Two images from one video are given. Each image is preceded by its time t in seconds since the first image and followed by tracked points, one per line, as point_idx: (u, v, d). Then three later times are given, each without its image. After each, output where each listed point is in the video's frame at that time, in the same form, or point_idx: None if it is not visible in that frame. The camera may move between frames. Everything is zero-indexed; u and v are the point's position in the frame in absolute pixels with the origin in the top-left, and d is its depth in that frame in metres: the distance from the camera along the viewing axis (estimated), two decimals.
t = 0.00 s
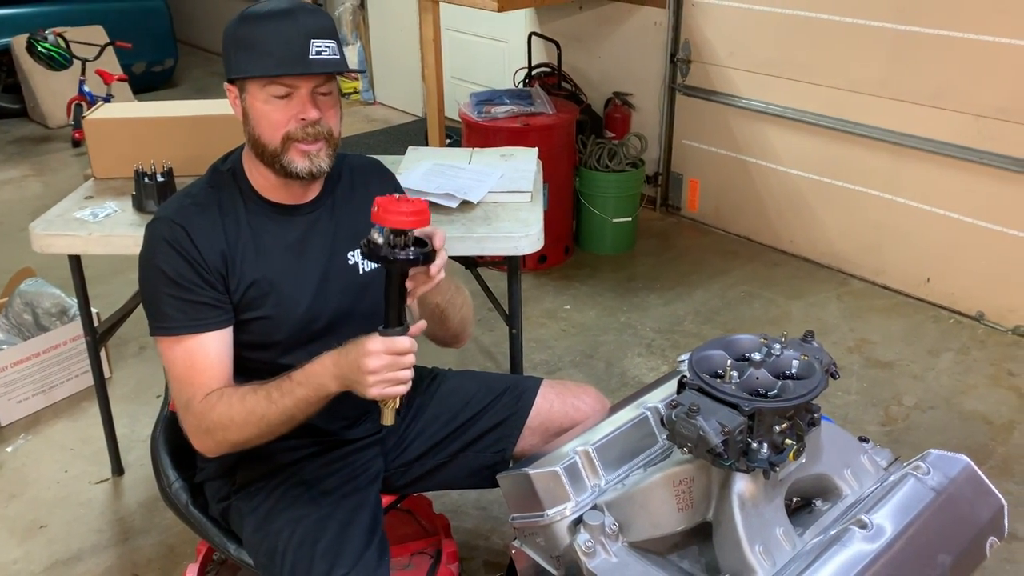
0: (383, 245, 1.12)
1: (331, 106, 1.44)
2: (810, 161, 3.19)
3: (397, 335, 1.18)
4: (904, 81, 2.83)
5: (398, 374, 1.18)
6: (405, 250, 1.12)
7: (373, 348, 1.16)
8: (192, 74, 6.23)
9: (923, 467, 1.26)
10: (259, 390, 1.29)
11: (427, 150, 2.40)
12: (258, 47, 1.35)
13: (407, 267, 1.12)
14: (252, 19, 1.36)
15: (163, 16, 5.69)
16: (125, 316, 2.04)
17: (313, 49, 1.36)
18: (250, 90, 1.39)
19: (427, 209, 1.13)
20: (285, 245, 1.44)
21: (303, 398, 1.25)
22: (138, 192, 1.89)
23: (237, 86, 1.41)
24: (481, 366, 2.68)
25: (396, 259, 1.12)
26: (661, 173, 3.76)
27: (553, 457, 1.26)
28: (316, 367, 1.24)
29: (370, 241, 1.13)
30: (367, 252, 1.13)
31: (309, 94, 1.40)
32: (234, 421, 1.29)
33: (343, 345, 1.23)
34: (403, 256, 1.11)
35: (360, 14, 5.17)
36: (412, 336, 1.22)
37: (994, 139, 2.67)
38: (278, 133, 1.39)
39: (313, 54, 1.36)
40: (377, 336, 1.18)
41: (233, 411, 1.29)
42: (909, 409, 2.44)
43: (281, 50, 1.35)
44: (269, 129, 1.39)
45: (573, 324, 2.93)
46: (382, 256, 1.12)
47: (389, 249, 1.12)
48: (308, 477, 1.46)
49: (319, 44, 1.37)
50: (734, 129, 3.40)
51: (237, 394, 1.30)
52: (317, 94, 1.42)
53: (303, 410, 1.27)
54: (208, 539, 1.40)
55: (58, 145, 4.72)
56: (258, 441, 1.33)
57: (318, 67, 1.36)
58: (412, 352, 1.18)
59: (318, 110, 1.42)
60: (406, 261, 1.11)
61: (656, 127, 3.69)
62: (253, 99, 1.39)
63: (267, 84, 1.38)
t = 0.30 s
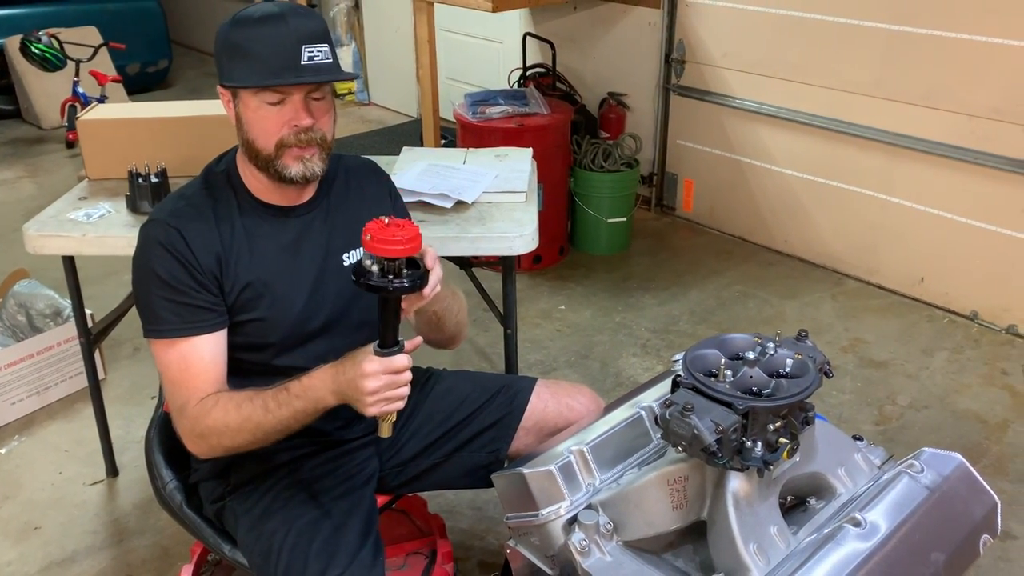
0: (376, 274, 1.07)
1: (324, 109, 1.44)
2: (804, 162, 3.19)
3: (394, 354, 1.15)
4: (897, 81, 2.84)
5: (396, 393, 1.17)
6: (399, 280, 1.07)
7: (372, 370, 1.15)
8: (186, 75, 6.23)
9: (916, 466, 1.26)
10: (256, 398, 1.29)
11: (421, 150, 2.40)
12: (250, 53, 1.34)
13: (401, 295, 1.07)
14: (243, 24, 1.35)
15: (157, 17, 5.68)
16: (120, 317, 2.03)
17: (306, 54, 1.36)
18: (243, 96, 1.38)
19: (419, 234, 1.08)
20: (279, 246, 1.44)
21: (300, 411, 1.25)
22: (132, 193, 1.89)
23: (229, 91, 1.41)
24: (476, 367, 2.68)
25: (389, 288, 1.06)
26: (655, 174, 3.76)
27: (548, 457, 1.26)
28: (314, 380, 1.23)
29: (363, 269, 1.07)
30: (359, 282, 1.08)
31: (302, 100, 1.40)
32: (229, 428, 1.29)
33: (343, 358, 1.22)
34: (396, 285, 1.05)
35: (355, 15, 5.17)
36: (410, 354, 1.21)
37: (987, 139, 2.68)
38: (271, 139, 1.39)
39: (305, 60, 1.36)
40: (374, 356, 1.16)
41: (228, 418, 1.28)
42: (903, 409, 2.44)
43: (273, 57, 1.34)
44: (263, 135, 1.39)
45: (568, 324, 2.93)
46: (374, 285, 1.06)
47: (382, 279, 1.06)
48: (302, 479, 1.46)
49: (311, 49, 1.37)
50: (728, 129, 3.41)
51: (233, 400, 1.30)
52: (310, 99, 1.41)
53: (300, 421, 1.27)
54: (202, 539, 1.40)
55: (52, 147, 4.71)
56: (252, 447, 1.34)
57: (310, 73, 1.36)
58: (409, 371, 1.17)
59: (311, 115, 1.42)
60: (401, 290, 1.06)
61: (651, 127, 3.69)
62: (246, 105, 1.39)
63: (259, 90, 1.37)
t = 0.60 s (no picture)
0: (374, 283, 1.05)
1: (316, 109, 1.44)
2: (801, 162, 3.20)
3: (388, 361, 1.14)
4: (894, 81, 2.84)
5: (390, 400, 1.16)
6: (397, 289, 1.05)
7: (365, 378, 1.14)
8: (184, 75, 6.22)
9: (913, 466, 1.26)
10: (251, 403, 1.29)
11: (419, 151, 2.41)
12: (238, 55, 1.35)
13: (400, 305, 1.05)
14: (232, 25, 1.35)
15: (155, 18, 5.68)
16: (117, 317, 2.03)
17: (294, 54, 1.36)
18: (234, 97, 1.39)
19: (418, 244, 1.06)
20: (277, 247, 1.44)
21: (295, 417, 1.25)
22: (129, 193, 1.89)
23: (222, 93, 1.41)
24: (474, 367, 2.68)
25: (387, 298, 1.04)
26: (653, 174, 3.77)
27: (545, 457, 1.26)
28: (310, 387, 1.23)
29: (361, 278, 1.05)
30: (357, 290, 1.06)
31: (292, 100, 1.40)
32: (224, 432, 1.29)
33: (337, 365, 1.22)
34: (396, 294, 1.04)
35: (353, 15, 5.18)
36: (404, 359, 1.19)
37: (984, 139, 2.69)
38: (262, 140, 1.39)
39: (293, 60, 1.36)
40: (367, 363, 1.15)
41: (223, 423, 1.28)
42: (901, 409, 2.45)
43: (260, 58, 1.35)
44: (254, 137, 1.39)
45: (566, 325, 2.93)
46: (371, 294, 1.04)
47: (380, 288, 1.04)
48: (299, 480, 1.46)
49: (300, 49, 1.37)
50: (725, 129, 3.41)
51: (229, 405, 1.30)
52: (300, 99, 1.41)
53: (295, 427, 1.27)
54: (200, 540, 1.40)
55: (50, 147, 4.70)
56: (248, 451, 1.34)
57: (298, 72, 1.36)
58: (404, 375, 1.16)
59: (301, 115, 1.41)
60: (399, 299, 1.04)
61: (649, 128, 3.70)
62: (237, 107, 1.39)
63: (249, 91, 1.38)
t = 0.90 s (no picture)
0: (360, 281, 1.05)
1: (313, 109, 1.44)
2: (799, 163, 3.20)
3: (380, 359, 1.13)
4: (893, 82, 2.84)
5: (385, 399, 1.16)
6: (384, 287, 1.05)
7: (359, 377, 1.14)
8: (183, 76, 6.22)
9: (912, 467, 1.26)
10: (246, 404, 1.29)
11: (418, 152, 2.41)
12: (235, 53, 1.35)
13: (388, 304, 1.05)
14: (229, 24, 1.36)
15: (153, 18, 5.67)
16: (116, 318, 2.03)
17: (292, 53, 1.36)
18: (231, 96, 1.39)
19: (403, 242, 1.07)
20: (276, 248, 1.44)
21: (289, 417, 1.25)
22: (128, 194, 1.89)
23: (219, 93, 1.41)
24: (473, 368, 2.69)
25: (375, 296, 1.04)
26: (652, 175, 3.77)
27: (544, 458, 1.26)
28: (303, 387, 1.23)
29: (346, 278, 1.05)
30: (343, 290, 1.06)
31: (288, 98, 1.40)
32: (220, 434, 1.28)
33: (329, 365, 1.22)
34: (383, 292, 1.04)
35: (351, 16, 5.18)
36: (399, 358, 1.19)
37: (981, 140, 2.69)
38: (259, 140, 1.39)
39: (291, 58, 1.36)
40: (360, 362, 1.15)
41: (219, 424, 1.28)
42: (899, 409, 2.45)
43: (256, 56, 1.35)
44: (251, 136, 1.39)
45: (565, 325, 2.93)
46: (359, 293, 1.04)
47: (367, 286, 1.04)
48: (297, 482, 1.46)
49: (298, 48, 1.37)
50: (723, 130, 3.42)
51: (225, 406, 1.30)
52: (297, 98, 1.41)
53: (290, 427, 1.27)
54: (198, 541, 1.39)
55: (48, 148, 4.70)
56: (245, 452, 1.34)
57: (296, 71, 1.36)
58: (397, 374, 1.16)
59: (298, 115, 1.41)
60: (388, 297, 1.04)
61: (647, 129, 3.70)
62: (234, 105, 1.39)
63: (245, 90, 1.38)
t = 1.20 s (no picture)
0: (357, 278, 1.05)
1: (312, 107, 1.44)
2: (798, 164, 3.20)
3: (382, 358, 1.14)
4: (892, 83, 2.85)
5: (386, 400, 1.16)
6: (381, 283, 1.05)
7: (360, 377, 1.14)
8: (182, 77, 6.22)
9: (911, 467, 1.27)
10: (248, 406, 1.29)
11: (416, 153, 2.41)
12: (234, 52, 1.35)
13: (387, 300, 1.05)
14: (227, 24, 1.36)
15: (152, 19, 5.68)
16: (115, 319, 2.03)
17: (291, 52, 1.36)
18: (230, 96, 1.39)
19: (399, 237, 1.06)
20: (276, 250, 1.44)
21: (291, 419, 1.25)
22: (127, 195, 1.89)
23: (218, 93, 1.41)
24: (472, 369, 2.69)
25: (373, 293, 1.04)
26: (650, 177, 3.77)
27: (543, 459, 1.26)
28: (305, 389, 1.23)
29: (344, 276, 1.05)
30: (341, 288, 1.05)
31: (288, 97, 1.40)
32: (222, 436, 1.29)
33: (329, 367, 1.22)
34: (381, 288, 1.04)
35: (350, 17, 5.18)
36: (400, 358, 1.19)
37: (980, 141, 2.70)
38: (258, 139, 1.39)
39: (289, 57, 1.36)
40: (362, 362, 1.15)
41: (221, 427, 1.28)
42: (898, 410, 2.45)
43: (255, 55, 1.35)
44: (250, 135, 1.39)
45: (564, 326, 2.93)
46: (356, 291, 1.04)
47: (365, 283, 1.04)
48: (296, 484, 1.46)
49: (297, 48, 1.37)
50: (722, 131, 3.42)
51: (227, 409, 1.30)
52: (297, 97, 1.41)
53: (292, 430, 1.27)
54: (197, 543, 1.39)
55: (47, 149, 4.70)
56: (247, 454, 1.34)
57: (295, 70, 1.36)
58: (398, 372, 1.16)
59: (297, 113, 1.41)
60: (386, 294, 1.04)
61: (646, 130, 3.70)
62: (232, 105, 1.39)
63: (244, 89, 1.38)
